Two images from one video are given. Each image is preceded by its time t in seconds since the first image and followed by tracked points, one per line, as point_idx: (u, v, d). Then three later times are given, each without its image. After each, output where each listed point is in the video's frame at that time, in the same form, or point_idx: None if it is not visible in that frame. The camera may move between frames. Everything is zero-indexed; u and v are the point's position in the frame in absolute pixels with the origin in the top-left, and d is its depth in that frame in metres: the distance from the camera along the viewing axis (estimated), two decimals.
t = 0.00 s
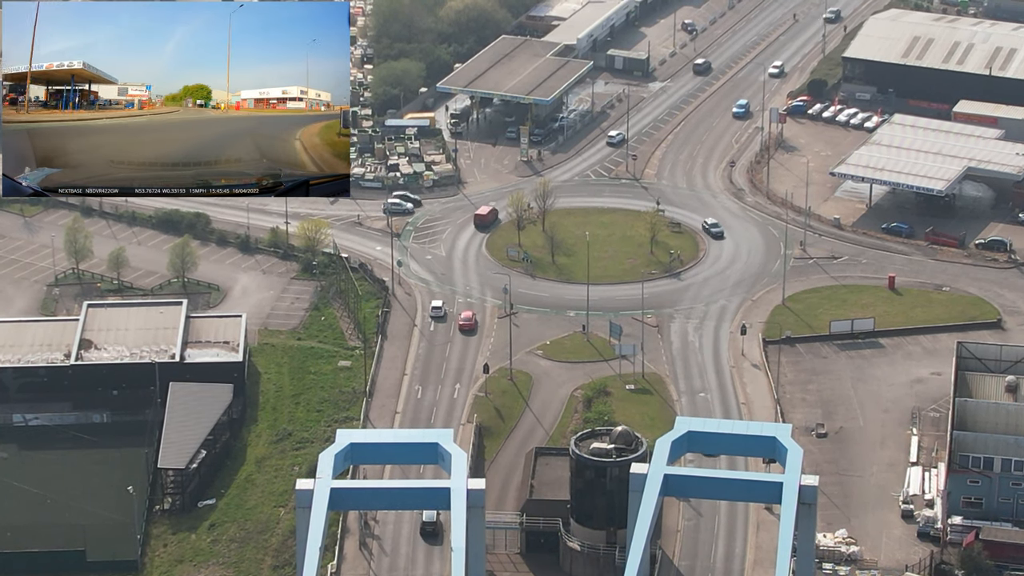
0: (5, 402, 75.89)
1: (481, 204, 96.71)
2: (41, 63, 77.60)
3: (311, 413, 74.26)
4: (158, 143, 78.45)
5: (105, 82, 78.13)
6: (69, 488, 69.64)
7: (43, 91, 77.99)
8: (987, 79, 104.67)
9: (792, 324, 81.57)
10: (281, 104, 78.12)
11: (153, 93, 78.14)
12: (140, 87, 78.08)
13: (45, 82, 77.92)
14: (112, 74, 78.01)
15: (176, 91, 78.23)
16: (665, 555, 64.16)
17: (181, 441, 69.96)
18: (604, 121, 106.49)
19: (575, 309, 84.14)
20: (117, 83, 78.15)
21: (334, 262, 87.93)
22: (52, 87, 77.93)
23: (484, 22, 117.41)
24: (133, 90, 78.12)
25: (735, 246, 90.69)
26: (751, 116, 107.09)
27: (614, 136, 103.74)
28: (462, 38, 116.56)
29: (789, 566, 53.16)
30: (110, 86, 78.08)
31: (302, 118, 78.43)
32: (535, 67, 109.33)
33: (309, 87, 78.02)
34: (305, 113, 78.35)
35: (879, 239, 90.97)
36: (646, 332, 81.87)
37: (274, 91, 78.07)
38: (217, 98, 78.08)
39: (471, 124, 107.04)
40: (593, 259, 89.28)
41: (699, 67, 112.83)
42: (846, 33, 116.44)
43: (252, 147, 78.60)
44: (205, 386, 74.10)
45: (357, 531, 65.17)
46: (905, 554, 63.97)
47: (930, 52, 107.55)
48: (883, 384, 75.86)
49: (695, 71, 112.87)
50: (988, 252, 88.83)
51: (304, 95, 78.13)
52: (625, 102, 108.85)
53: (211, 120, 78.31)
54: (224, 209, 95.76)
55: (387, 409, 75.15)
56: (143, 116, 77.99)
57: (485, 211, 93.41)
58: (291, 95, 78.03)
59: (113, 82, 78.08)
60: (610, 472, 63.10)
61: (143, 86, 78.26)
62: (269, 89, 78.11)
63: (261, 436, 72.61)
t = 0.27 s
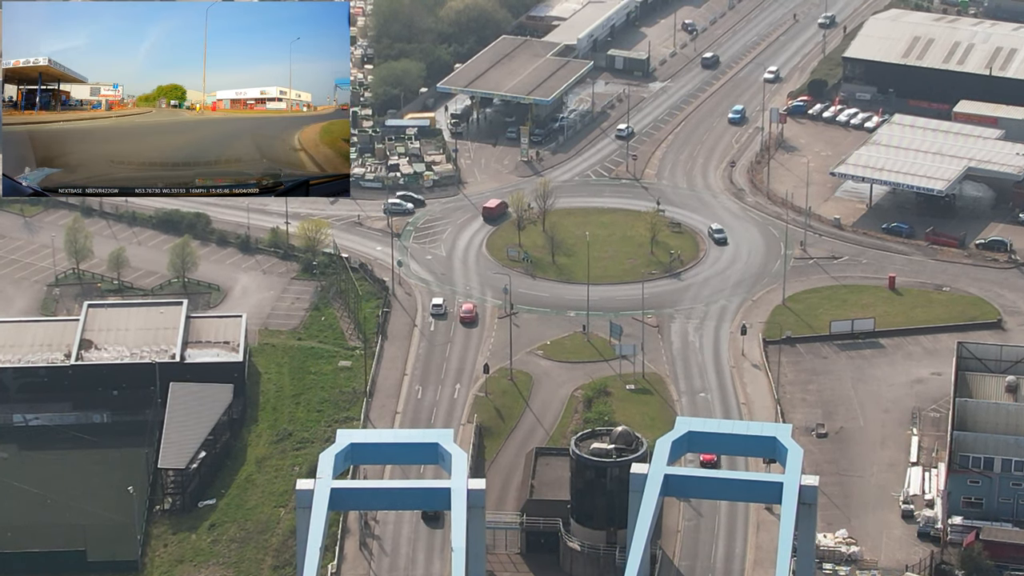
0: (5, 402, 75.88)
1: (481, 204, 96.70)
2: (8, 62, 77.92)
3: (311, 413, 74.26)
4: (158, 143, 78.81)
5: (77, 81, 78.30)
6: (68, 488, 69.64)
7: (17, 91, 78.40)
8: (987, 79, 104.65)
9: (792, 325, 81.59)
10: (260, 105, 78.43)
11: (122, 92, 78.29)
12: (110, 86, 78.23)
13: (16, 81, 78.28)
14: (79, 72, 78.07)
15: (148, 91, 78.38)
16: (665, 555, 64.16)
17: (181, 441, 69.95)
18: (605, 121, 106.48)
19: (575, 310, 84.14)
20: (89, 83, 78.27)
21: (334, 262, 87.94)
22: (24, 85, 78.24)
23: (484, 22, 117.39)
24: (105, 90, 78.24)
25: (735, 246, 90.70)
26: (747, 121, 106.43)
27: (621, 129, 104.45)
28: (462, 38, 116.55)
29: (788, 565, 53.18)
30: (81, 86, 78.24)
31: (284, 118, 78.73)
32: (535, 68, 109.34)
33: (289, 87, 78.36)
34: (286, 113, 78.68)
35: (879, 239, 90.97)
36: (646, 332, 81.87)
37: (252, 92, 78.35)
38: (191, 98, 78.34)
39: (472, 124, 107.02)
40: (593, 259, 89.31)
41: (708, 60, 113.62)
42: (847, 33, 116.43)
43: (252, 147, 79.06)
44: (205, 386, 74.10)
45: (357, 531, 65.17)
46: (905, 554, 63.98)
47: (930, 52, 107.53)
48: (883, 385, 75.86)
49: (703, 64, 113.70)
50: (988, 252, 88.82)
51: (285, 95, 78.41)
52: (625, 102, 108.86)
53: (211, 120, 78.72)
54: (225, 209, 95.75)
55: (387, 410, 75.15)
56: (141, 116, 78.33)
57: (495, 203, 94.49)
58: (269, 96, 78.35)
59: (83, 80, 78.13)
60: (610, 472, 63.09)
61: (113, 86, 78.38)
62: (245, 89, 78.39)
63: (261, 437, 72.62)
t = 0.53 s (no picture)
0: (5, 400, 75.88)
1: (481, 201, 96.68)
2: None
3: (311, 411, 74.26)
4: (156, 143, 78.28)
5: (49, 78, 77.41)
6: (68, 486, 69.60)
7: None
8: (987, 77, 104.61)
9: (792, 322, 81.59)
10: (237, 104, 77.49)
11: (90, 91, 77.23)
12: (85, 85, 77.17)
13: None
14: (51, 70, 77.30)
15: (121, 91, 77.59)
16: (665, 552, 64.17)
17: (180, 438, 69.91)
18: (604, 119, 106.44)
19: (574, 307, 84.12)
20: (59, 81, 77.25)
21: (334, 260, 87.95)
22: None
23: (484, 20, 117.37)
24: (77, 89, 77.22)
25: (734, 244, 90.69)
26: (743, 122, 106.00)
27: (632, 119, 105.18)
28: (462, 36, 116.50)
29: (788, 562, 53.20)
30: (53, 84, 77.34)
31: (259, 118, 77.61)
32: (535, 65, 109.30)
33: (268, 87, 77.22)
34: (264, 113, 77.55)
35: (879, 237, 90.95)
36: (645, 330, 81.86)
37: (229, 92, 77.47)
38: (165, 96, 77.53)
39: (471, 122, 106.96)
40: (593, 257, 89.30)
41: (716, 51, 114.55)
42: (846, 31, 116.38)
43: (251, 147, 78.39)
44: (205, 384, 74.11)
45: (357, 528, 65.17)
46: (905, 552, 64.00)
47: (930, 49, 107.48)
48: (883, 382, 75.85)
49: (712, 56, 114.61)
50: (988, 250, 88.80)
51: (262, 95, 77.31)
52: (625, 100, 108.82)
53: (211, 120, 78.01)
54: (224, 207, 95.72)
55: (386, 407, 75.13)
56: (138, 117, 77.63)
57: (506, 194, 95.01)
58: (246, 95, 77.39)
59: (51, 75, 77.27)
60: (609, 470, 63.08)
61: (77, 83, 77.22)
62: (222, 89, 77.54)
63: (261, 434, 72.62)
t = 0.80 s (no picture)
0: (5, 396, 75.92)
1: (481, 197, 96.69)
2: None
3: (311, 407, 74.27)
4: (153, 145, 80.81)
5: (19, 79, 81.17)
6: (68, 482, 69.63)
7: None
8: (987, 72, 104.60)
9: (792, 318, 81.58)
10: (210, 105, 80.05)
11: (63, 91, 80.64)
12: (57, 85, 80.58)
13: None
14: (22, 69, 81.07)
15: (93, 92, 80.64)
16: (665, 548, 64.18)
17: (180, 434, 69.90)
18: (604, 115, 106.41)
19: (574, 303, 84.13)
20: (30, 80, 81.10)
21: (334, 256, 87.95)
22: None
23: (484, 16, 117.36)
24: (48, 89, 80.73)
25: (734, 240, 90.70)
26: (738, 124, 105.28)
27: (638, 109, 106.19)
28: (462, 31, 116.49)
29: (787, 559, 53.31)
30: (23, 83, 81.16)
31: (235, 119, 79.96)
32: (535, 61, 109.29)
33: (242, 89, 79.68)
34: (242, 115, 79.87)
35: (879, 232, 90.96)
36: (645, 326, 81.86)
37: (205, 93, 80.05)
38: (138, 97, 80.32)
39: (471, 118, 106.92)
40: (593, 253, 89.33)
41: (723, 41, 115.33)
42: (846, 27, 116.32)
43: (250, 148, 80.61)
44: (204, 380, 74.08)
45: (357, 524, 65.17)
46: (905, 548, 64.04)
47: (930, 45, 107.44)
48: (883, 378, 75.86)
49: (719, 45, 115.41)
50: (988, 245, 88.80)
51: (238, 97, 79.76)
52: (625, 95, 108.82)
53: (205, 122, 80.51)
54: (224, 203, 95.69)
55: (386, 403, 75.13)
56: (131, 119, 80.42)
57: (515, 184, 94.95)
58: (221, 97, 79.87)
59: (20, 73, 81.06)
60: (609, 466, 63.10)
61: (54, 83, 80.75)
62: (196, 92, 80.20)
63: (261, 430, 72.62)
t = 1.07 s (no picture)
0: (5, 389, 75.90)
1: (481, 190, 96.69)
2: None
3: (310, 399, 74.31)
4: (152, 147, 83.45)
5: None
6: (68, 475, 69.59)
7: None
8: (986, 65, 104.59)
9: (792, 311, 81.59)
10: (190, 105, 82.68)
11: (40, 90, 83.38)
12: (34, 84, 83.38)
13: None
14: None
15: (70, 91, 83.42)
16: (665, 540, 64.24)
17: (181, 427, 69.84)
18: (604, 107, 106.38)
19: (574, 296, 84.16)
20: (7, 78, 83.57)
21: (334, 249, 87.97)
22: None
23: (484, 9, 117.43)
24: (24, 86, 83.44)
25: (734, 232, 90.68)
26: (735, 122, 104.56)
27: (647, 96, 107.14)
28: (462, 24, 116.46)
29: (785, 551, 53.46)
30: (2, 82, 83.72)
31: (215, 118, 82.81)
32: (535, 54, 109.28)
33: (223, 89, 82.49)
34: (222, 115, 82.71)
35: (879, 225, 90.98)
36: (645, 318, 81.89)
37: (182, 93, 82.68)
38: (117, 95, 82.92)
39: (471, 111, 106.87)
40: (593, 245, 89.38)
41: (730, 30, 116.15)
42: (845, 20, 116.28)
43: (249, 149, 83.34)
44: (205, 372, 74.03)
45: (357, 517, 65.20)
46: (905, 540, 64.10)
47: (930, 38, 107.38)
48: (883, 370, 75.90)
49: (725, 33, 116.23)
50: (988, 238, 88.82)
51: (217, 97, 82.56)
52: (625, 88, 108.78)
53: (197, 124, 83.07)
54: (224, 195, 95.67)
55: (386, 395, 75.15)
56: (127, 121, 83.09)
57: (527, 168, 96.47)
58: (200, 96, 82.59)
59: None
60: (609, 458, 63.13)
61: (34, 82, 83.48)
62: (173, 91, 82.79)
63: (261, 423, 72.65)
